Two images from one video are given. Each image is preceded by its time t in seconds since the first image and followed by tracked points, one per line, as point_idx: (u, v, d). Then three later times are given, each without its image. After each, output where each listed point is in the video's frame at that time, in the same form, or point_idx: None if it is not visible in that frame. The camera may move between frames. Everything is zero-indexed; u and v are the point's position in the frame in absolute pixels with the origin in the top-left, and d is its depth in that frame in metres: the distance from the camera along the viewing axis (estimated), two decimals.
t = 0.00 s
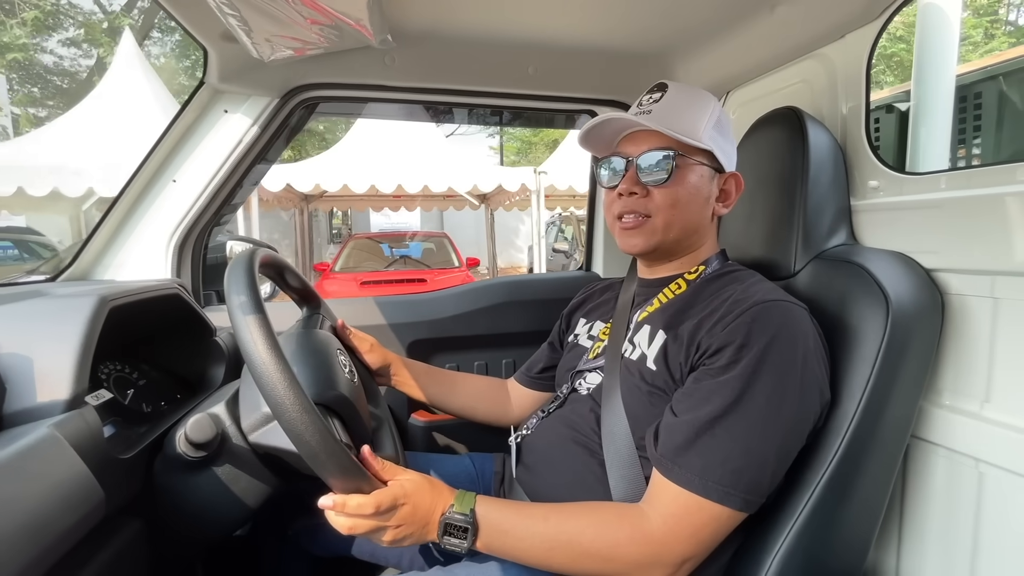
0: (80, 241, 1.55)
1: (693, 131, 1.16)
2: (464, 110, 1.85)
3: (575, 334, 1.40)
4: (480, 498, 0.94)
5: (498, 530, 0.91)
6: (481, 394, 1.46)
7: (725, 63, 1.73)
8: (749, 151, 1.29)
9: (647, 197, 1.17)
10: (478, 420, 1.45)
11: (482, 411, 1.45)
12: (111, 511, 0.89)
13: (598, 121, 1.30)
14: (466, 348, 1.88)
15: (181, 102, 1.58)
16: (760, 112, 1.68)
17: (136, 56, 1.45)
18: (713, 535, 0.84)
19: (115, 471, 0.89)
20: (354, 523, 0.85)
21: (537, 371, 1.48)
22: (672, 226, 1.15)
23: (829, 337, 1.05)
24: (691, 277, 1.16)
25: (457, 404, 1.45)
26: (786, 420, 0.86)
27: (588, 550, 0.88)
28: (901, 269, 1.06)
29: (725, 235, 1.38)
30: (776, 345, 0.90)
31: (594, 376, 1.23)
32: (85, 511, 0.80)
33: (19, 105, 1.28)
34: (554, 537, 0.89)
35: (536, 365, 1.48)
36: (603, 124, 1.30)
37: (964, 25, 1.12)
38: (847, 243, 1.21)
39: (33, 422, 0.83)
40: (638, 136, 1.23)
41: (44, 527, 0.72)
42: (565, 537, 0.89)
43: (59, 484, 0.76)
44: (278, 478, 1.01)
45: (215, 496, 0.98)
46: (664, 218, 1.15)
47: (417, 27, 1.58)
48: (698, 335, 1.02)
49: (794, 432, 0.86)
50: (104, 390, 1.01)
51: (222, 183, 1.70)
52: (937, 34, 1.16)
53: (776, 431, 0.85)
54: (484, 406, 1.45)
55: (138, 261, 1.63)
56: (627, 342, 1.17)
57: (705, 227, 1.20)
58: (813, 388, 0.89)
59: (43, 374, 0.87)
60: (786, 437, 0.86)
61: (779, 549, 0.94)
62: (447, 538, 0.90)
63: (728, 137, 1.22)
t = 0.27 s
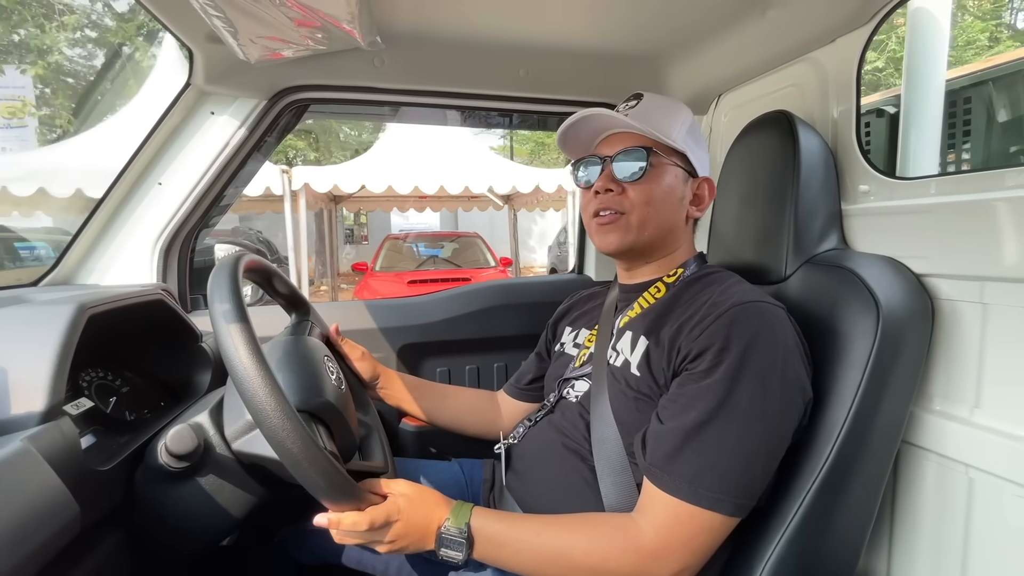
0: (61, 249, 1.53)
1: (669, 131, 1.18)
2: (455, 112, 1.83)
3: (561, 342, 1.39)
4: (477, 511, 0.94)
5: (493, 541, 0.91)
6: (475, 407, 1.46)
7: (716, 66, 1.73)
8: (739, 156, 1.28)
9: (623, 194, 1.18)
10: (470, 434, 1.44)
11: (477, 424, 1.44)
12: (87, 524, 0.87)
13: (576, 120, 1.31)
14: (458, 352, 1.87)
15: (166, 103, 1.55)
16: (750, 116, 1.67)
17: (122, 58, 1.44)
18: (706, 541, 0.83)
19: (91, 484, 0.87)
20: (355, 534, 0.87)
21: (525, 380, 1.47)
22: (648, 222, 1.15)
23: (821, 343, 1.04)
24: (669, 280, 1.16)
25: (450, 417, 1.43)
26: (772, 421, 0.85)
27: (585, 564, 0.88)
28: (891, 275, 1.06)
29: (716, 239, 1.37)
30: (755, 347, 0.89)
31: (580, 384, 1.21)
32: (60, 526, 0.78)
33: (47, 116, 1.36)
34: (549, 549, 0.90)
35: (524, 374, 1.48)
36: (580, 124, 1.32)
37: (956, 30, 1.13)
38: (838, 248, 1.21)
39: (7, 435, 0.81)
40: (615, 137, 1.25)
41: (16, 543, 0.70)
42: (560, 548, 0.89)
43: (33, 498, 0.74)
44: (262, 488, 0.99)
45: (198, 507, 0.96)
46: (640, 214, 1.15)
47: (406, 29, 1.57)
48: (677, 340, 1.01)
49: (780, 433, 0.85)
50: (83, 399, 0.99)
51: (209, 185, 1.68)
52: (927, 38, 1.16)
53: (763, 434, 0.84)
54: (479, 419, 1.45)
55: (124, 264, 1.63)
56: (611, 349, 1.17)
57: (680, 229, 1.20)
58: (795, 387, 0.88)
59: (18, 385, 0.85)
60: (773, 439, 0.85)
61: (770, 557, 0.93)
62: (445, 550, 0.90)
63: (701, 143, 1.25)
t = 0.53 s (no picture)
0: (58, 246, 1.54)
1: (622, 125, 1.19)
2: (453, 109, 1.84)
3: (547, 343, 1.39)
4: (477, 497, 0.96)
5: (493, 528, 0.93)
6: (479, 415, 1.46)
7: (713, 64, 1.73)
8: (735, 153, 1.29)
9: (582, 191, 1.20)
10: (476, 440, 1.46)
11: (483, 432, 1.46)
12: (89, 518, 0.88)
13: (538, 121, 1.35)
14: (456, 349, 1.87)
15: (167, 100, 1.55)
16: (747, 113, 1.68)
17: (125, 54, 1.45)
18: (695, 536, 0.84)
19: (93, 478, 0.88)
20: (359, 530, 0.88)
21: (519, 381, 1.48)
22: (605, 216, 1.16)
23: (816, 338, 1.05)
24: (645, 273, 1.16)
25: (456, 424, 1.44)
26: (751, 413, 0.85)
27: (570, 554, 0.90)
28: (886, 271, 1.07)
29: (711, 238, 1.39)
30: (728, 339, 0.89)
31: (567, 383, 1.22)
32: (64, 519, 0.79)
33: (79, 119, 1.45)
34: (545, 537, 0.91)
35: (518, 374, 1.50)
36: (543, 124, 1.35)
37: (950, 28, 1.14)
38: (833, 244, 1.22)
39: (10, 429, 0.82)
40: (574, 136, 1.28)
41: (19, 536, 0.71)
42: (552, 539, 0.91)
43: (35, 492, 0.75)
44: (263, 483, 1.00)
45: (199, 501, 0.97)
46: (597, 210, 1.17)
47: (404, 27, 1.57)
48: (654, 335, 1.01)
49: (759, 422, 0.85)
50: (84, 395, 0.99)
51: (207, 183, 1.68)
52: (921, 36, 1.17)
53: (744, 427, 0.85)
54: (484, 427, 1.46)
55: (123, 261, 1.63)
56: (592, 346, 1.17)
57: (643, 221, 1.19)
58: (771, 377, 0.88)
59: (20, 381, 0.85)
60: (753, 430, 0.85)
61: (765, 550, 0.94)
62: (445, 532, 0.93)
63: (663, 135, 1.25)
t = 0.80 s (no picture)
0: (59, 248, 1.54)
1: (595, 105, 1.19)
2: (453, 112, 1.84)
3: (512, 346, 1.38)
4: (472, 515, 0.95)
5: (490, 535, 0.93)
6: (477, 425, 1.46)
7: (712, 67, 1.74)
8: (734, 156, 1.30)
9: (548, 168, 1.18)
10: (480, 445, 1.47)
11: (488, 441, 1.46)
12: (90, 520, 0.88)
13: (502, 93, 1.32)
14: (456, 351, 1.88)
15: (170, 99, 1.55)
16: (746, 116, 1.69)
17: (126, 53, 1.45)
18: (689, 547, 0.83)
19: (95, 481, 0.88)
20: (343, 526, 0.88)
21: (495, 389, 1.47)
22: (572, 194, 1.14)
23: (813, 340, 1.05)
24: (600, 268, 1.15)
25: (461, 432, 1.45)
26: (724, 416, 0.84)
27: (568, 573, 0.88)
28: (885, 275, 1.08)
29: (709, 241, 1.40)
30: (686, 340, 0.87)
31: (530, 390, 1.19)
32: (66, 522, 0.79)
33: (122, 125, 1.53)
34: (546, 553, 0.90)
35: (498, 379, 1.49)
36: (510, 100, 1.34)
37: (948, 31, 1.14)
38: (831, 247, 1.23)
39: (12, 432, 0.82)
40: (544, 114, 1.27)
41: (21, 538, 0.71)
42: (548, 555, 0.89)
43: (37, 495, 0.75)
44: (263, 486, 1.00)
45: (199, 504, 0.97)
46: (565, 187, 1.15)
47: (404, 30, 1.58)
48: (611, 338, 0.99)
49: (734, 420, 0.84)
50: (85, 397, 1.00)
51: (207, 185, 1.69)
52: (919, 40, 1.18)
53: (720, 432, 0.83)
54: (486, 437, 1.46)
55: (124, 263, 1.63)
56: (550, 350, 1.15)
57: (608, 206, 1.19)
58: (735, 375, 0.87)
59: (22, 383, 0.86)
60: (728, 435, 0.84)
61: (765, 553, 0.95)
62: (434, 554, 0.91)
63: (631, 124, 1.26)
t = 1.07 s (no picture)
0: (53, 246, 1.53)
1: (572, 103, 1.16)
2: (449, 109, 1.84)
3: (503, 342, 1.35)
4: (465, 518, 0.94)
5: (488, 543, 0.91)
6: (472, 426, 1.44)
7: (711, 65, 1.73)
8: (732, 154, 1.29)
9: (527, 169, 1.19)
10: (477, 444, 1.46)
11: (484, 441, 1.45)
12: (79, 520, 0.87)
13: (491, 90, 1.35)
14: (453, 350, 1.87)
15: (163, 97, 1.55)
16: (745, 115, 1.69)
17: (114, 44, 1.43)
18: (686, 555, 0.82)
19: (84, 480, 0.87)
20: (336, 526, 0.87)
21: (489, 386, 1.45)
22: (548, 197, 1.15)
23: (811, 340, 1.05)
24: (593, 264, 1.15)
25: (457, 431, 1.44)
26: (719, 418, 0.82)
27: None
28: (885, 275, 1.07)
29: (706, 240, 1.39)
30: (682, 341, 0.86)
31: (522, 389, 1.16)
32: (53, 522, 0.78)
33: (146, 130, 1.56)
34: (544, 559, 0.89)
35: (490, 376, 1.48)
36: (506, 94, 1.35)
37: (947, 29, 1.13)
38: (829, 246, 1.22)
39: None
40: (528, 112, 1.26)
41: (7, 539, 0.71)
42: (545, 561, 0.89)
43: (24, 494, 0.74)
44: (256, 485, 1.00)
45: (191, 504, 0.96)
46: (541, 190, 1.16)
47: (401, 27, 1.57)
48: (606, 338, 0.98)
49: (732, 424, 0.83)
50: (77, 395, 0.99)
51: (203, 183, 1.68)
52: (918, 38, 1.17)
53: (715, 435, 0.82)
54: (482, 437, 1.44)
55: (118, 260, 1.62)
56: (542, 348, 1.13)
57: (592, 205, 1.17)
58: (730, 375, 0.86)
59: (11, 381, 0.85)
60: (722, 438, 0.82)
61: (763, 553, 0.94)
62: (428, 559, 0.91)
63: (624, 114, 1.21)
